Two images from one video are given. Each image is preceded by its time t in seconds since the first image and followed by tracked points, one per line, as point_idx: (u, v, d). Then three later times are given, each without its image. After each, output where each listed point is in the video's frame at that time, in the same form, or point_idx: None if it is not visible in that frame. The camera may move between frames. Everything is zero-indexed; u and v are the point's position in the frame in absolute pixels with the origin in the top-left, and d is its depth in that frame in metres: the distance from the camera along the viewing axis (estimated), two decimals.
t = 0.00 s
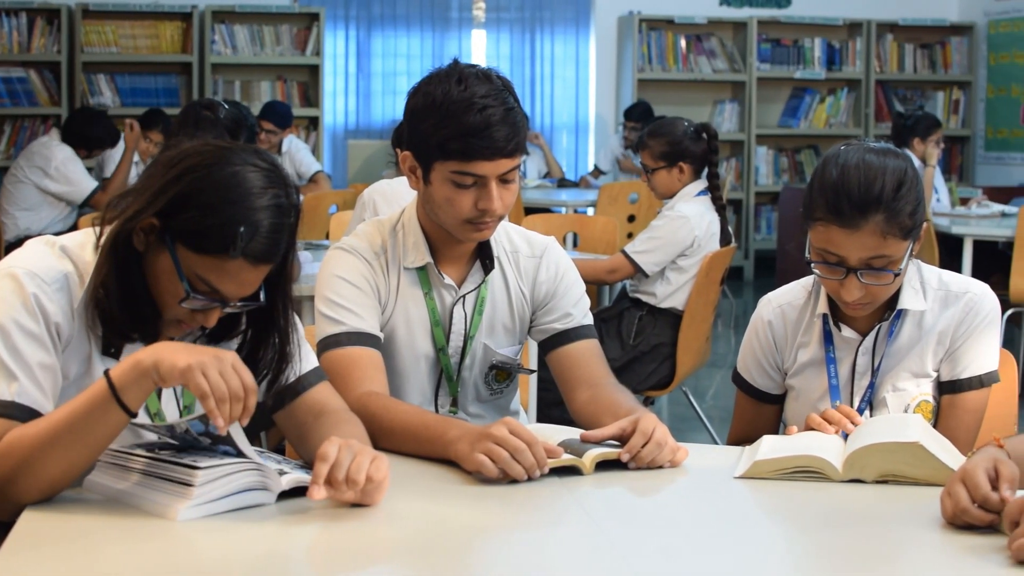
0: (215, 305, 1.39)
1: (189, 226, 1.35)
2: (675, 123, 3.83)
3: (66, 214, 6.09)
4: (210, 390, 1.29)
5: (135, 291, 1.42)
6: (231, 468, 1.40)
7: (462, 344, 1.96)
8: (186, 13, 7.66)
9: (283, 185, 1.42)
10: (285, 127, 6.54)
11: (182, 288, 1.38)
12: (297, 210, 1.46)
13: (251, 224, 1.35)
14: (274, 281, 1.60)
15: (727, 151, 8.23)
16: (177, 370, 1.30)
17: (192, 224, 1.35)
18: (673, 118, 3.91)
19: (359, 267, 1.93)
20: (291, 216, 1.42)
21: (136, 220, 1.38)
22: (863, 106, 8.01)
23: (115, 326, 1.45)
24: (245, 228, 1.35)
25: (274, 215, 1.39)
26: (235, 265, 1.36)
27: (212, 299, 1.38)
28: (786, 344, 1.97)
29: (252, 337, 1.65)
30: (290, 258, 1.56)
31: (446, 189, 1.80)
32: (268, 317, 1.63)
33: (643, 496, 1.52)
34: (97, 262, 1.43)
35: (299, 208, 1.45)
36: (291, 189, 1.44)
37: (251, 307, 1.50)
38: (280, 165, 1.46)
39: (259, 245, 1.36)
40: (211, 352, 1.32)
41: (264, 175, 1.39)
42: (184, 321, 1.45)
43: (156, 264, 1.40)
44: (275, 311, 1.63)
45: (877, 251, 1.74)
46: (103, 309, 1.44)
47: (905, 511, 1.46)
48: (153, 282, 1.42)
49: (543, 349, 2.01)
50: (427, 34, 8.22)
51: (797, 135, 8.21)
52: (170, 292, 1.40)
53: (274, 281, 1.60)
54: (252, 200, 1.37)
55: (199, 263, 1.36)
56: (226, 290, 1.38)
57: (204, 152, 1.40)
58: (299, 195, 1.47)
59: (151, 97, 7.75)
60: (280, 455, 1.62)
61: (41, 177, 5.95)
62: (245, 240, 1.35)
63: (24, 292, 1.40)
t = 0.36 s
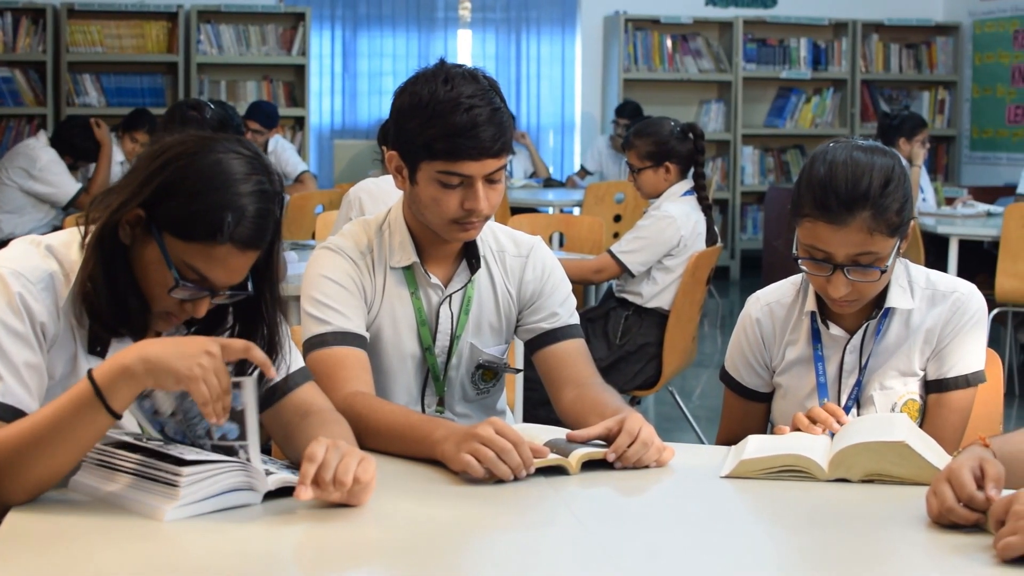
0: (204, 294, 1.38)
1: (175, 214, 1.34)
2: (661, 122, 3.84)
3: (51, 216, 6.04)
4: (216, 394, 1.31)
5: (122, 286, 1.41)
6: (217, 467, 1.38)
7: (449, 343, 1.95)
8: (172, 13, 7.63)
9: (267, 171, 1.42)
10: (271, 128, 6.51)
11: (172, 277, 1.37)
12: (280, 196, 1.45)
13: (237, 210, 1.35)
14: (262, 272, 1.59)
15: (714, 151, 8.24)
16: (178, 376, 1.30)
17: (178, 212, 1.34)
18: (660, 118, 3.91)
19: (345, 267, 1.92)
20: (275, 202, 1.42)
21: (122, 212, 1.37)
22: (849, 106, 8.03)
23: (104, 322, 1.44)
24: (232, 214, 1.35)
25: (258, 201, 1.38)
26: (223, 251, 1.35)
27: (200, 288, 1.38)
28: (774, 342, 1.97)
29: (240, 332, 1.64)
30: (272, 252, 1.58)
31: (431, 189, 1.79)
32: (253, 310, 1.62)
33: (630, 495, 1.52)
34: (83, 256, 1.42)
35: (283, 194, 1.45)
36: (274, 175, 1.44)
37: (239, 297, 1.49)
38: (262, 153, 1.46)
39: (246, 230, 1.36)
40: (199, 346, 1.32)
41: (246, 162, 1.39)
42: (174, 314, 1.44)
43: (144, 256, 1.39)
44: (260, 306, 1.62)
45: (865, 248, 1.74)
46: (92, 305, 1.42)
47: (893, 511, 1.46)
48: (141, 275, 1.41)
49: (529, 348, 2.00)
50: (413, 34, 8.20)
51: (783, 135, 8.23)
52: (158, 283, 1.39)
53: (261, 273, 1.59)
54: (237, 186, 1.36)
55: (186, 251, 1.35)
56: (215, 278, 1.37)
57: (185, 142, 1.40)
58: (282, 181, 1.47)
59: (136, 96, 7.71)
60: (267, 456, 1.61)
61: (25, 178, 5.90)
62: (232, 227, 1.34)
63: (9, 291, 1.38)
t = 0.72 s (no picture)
0: (219, 278, 1.44)
1: (187, 202, 1.40)
2: (651, 123, 3.84)
3: (43, 215, 6.01)
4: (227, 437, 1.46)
5: (133, 280, 1.44)
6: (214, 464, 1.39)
7: (440, 343, 1.94)
8: (163, 12, 7.62)
9: (260, 153, 1.50)
10: (262, 127, 6.49)
11: (191, 264, 1.42)
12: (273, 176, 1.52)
13: (242, 191, 1.42)
14: (261, 263, 1.64)
15: (705, 151, 8.25)
16: (195, 417, 1.43)
17: (190, 200, 1.40)
18: (651, 118, 3.91)
19: (335, 266, 1.91)
20: (272, 181, 1.49)
21: (131, 207, 1.42)
22: (840, 106, 8.04)
23: (116, 321, 1.47)
24: (241, 195, 1.41)
25: (256, 181, 1.45)
26: (237, 231, 1.42)
27: (215, 271, 1.43)
28: (767, 340, 1.97)
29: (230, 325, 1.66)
30: (266, 252, 1.64)
31: (422, 189, 1.79)
32: (245, 298, 1.64)
33: (621, 495, 1.52)
34: (90, 256, 1.45)
35: (276, 174, 1.51)
36: (267, 158, 1.50)
37: (245, 278, 1.55)
38: (250, 138, 1.53)
39: (254, 209, 1.43)
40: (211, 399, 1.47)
41: (237, 144, 1.46)
42: (188, 304, 1.47)
43: (156, 249, 1.43)
44: (253, 298, 1.64)
45: (857, 244, 1.74)
46: (104, 299, 1.45)
47: (883, 510, 1.46)
48: (152, 268, 1.45)
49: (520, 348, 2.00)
50: (404, 34, 8.20)
51: (774, 135, 8.24)
52: (171, 274, 1.43)
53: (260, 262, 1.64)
54: (239, 168, 1.43)
55: (199, 236, 1.41)
56: (229, 260, 1.43)
57: (177, 133, 1.46)
58: (272, 162, 1.53)
59: (127, 96, 7.70)
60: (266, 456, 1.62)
61: (16, 178, 5.88)
62: (242, 208, 1.41)
63: (6, 290, 1.41)
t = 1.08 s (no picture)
0: (218, 280, 1.44)
1: (188, 204, 1.39)
2: (637, 123, 3.84)
3: (29, 215, 5.96)
4: (217, 445, 1.48)
5: (133, 280, 1.44)
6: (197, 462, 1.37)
7: (427, 343, 1.94)
8: (149, 12, 7.58)
9: (259, 156, 1.49)
10: (248, 126, 6.47)
11: (192, 267, 1.42)
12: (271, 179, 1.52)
13: (243, 193, 1.42)
14: (258, 265, 1.63)
15: (691, 151, 8.26)
16: (184, 425, 1.44)
17: (191, 202, 1.39)
18: (637, 118, 3.91)
19: (322, 266, 1.90)
20: (270, 183, 1.48)
21: (131, 208, 1.41)
22: (826, 105, 8.06)
23: (112, 322, 1.47)
24: (242, 198, 1.41)
25: (255, 184, 1.44)
26: (238, 234, 1.42)
27: (215, 273, 1.43)
28: (755, 340, 1.97)
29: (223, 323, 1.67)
30: (262, 255, 1.63)
31: (409, 189, 1.78)
32: (238, 298, 1.63)
33: (608, 494, 1.51)
34: (91, 255, 1.44)
35: (275, 176, 1.51)
36: (265, 160, 1.50)
37: (243, 280, 1.54)
38: (249, 141, 1.52)
39: (255, 211, 1.43)
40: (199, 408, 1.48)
41: (237, 146, 1.45)
42: (185, 305, 1.46)
43: (156, 251, 1.43)
44: (247, 298, 1.64)
45: (847, 244, 1.74)
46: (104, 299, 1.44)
47: (869, 509, 1.46)
48: (153, 269, 1.44)
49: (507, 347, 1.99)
50: (391, 33, 8.17)
51: (761, 135, 8.25)
52: (171, 276, 1.43)
53: (257, 264, 1.63)
54: (240, 171, 1.43)
55: (199, 237, 1.40)
56: (229, 263, 1.43)
57: (177, 135, 1.45)
58: (270, 164, 1.53)
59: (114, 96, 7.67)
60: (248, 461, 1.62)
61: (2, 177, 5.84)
62: (243, 210, 1.41)
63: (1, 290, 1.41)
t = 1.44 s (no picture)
0: (194, 280, 1.43)
1: (164, 205, 1.38)
2: (617, 122, 3.84)
3: (8, 215, 5.90)
4: (196, 447, 1.46)
5: (109, 282, 1.42)
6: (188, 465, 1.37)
7: (406, 343, 1.92)
8: (128, 11, 7.54)
9: (236, 155, 1.48)
10: (229, 126, 6.43)
11: (168, 267, 1.40)
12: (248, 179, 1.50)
13: (220, 193, 1.40)
14: (234, 264, 1.62)
15: (671, 150, 8.26)
16: (163, 426, 1.42)
17: (167, 202, 1.38)
18: (617, 117, 3.91)
19: (301, 266, 1.88)
20: (247, 183, 1.47)
21: (107, 209, 1.39)
22: (806, 105, 8.08)
23: (89, 322, 1.46)
24: (218, 199, 1.40)
25: (232, 184, 1.43)
26: (214, 234, 1.41)
27: (192, 274, 1.42)
28: (733, 341, 1.97)
29: (202, 323, 1.65)
30: (239, 254, 1.62)
31: (389, 189, 1.76)
32: (216, 297, 1.62)
33: (588, 494, 1.51)
34: (66, 256, 1.43)
35: (252, 176, 1.50)
36: (242, 160, 1.49)
37: (219, 280, 1.52)
38: (228, 140, 1.51)
39: (231, 212, 1.42)
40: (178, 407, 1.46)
41: (214, 146, 1.44)
42: (162, 305, 1.45)
43: (133, 251, 1.41)
44: (226, 297, 1.63)
45: (822, 246, 1.74)
46: (80, 300, 1.43)
47: (850, 508, 1.46)
48: (129, 270, 1.43)
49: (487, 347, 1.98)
50: (371, 33, 8.14)
51: (741, 135, 8.27)
52: (147, 276, 1.42)
53: (234, 263, 1.62)
54: (215, 173, 1.41)
55: (176, 239, 1.39)
56: (205, 263, 1.42)
57: (154, 134, 1.44)
58: (247, 164, 1.52)
59: (92, 96, 7.63)
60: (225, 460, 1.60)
61: None
62: (219, 210, 1.40)
63: None
